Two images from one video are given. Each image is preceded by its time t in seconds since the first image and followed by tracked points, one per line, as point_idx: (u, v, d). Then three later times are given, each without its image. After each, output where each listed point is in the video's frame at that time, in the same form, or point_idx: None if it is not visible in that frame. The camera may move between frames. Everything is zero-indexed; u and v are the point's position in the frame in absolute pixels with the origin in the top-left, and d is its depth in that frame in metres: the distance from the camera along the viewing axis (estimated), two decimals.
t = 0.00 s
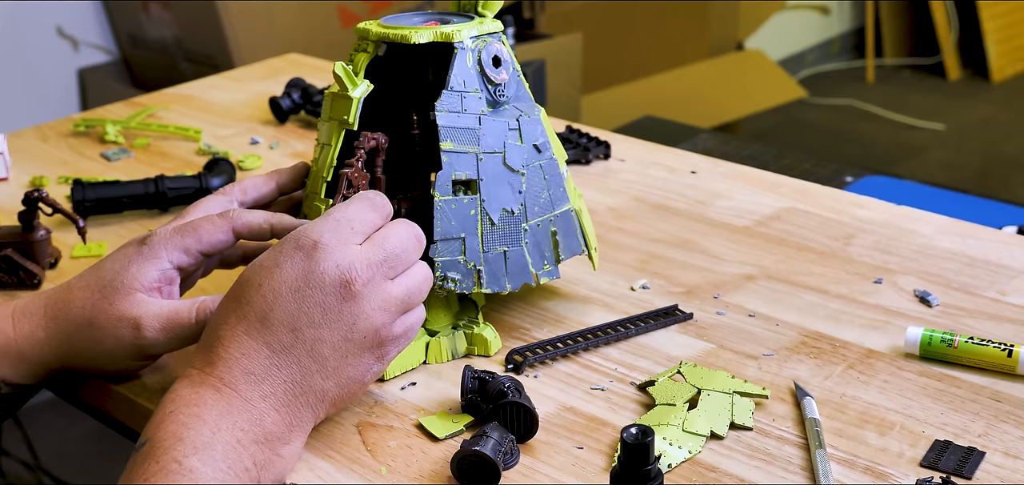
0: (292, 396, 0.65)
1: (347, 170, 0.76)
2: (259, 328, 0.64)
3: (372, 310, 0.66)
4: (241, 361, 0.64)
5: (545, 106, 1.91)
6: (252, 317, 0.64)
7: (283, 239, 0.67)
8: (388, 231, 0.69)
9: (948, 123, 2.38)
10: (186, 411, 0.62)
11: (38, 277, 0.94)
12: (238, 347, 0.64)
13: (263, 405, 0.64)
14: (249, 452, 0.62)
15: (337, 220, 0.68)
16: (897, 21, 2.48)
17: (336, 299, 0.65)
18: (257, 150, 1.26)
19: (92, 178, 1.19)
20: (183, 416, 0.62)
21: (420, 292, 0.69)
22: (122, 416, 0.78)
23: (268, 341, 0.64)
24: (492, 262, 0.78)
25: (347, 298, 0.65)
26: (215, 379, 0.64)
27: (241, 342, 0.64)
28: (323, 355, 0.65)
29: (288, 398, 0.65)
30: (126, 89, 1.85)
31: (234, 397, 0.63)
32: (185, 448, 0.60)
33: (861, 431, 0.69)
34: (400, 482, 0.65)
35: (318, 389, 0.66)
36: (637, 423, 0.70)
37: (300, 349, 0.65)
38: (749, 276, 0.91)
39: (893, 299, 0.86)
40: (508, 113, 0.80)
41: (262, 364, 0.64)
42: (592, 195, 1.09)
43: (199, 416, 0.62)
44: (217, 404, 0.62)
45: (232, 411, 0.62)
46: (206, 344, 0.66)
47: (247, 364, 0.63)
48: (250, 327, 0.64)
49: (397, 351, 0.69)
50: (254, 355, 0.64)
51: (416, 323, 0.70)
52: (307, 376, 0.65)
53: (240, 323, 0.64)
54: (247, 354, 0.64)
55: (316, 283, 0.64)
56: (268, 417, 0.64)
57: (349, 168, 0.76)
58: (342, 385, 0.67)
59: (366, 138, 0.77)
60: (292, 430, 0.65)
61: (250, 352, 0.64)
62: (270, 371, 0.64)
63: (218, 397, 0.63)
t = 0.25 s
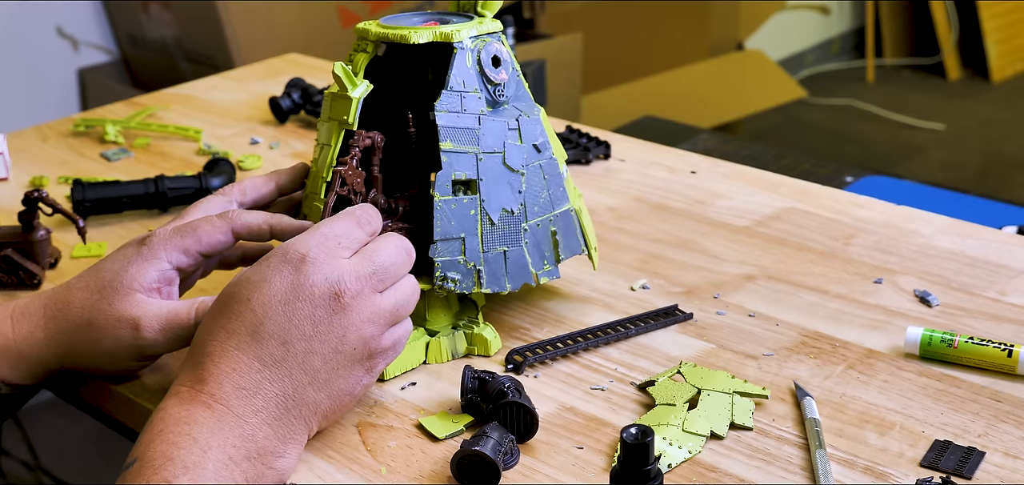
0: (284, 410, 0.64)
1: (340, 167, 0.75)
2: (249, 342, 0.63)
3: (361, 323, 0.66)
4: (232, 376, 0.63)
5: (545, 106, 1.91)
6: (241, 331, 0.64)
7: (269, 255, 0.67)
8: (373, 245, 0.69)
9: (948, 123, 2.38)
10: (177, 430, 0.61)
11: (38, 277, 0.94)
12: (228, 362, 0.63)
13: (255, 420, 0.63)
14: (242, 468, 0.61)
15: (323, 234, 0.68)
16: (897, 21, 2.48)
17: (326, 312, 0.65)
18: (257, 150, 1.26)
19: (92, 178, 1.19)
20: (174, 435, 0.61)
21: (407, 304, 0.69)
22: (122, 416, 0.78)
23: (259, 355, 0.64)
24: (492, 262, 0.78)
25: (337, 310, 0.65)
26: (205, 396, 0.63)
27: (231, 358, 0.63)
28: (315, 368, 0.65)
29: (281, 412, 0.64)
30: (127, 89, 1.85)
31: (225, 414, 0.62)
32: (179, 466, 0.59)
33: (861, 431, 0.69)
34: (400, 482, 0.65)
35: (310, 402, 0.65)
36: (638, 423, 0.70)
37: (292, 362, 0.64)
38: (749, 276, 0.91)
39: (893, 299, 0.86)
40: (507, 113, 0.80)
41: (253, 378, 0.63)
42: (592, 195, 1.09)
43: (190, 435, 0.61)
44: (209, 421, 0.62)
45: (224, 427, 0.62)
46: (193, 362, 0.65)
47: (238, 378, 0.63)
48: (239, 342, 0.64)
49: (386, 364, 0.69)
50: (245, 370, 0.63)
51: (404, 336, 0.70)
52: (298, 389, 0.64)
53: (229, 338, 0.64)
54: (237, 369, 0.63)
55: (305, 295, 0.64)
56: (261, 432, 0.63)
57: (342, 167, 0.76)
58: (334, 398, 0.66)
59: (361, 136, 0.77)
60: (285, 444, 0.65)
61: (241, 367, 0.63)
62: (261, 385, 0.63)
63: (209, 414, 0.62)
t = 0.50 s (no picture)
0: (277, 410, 0.64)
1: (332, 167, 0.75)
2: (240, 343, 0.63)
3: (353, 322, 0.66)
4: (223, 377, 0.63)
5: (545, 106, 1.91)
6: (232, 332, 0.64)
7: (262, 256, 0.67)
8: (365, 244, 0.69)
9: (948, 123, 2.38)
10: (169, 432, 0.61)
11: (38, 277, 0.94)
12: (219, 363, 0.63)
13: (247, 421, 0.63)
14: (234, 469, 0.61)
15: (314, 235, 0.67)
16: (897, 21, 2.48)
17: (316, 311, 0.64)
18: (257, 150, 1.26)
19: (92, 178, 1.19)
20: (166, 437, 0.61)
21: (399, 304, 0.69)
22: (122, 416, 0.78)
23: (250, 355, 0.63)
24: (492, 262, 0.78)
25: (327, 310, 0.65)
26: (198, 398, 0.63)
27: (222, 359, 0.63)
28: (307, 368, 0.64)
29: (274, 412, 0.64)
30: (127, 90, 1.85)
31: (217, 415, 0.62)
32: (171, 468, 0.59)
33: (861, 431, 0.69)
34: (400, 482, 0.65)
35: (303, 402, 0.65)
36: (637, 423, 0.70)
37: (283, 362, 0.64)
38: (749, 276, 0.91)
39: (893, 299, 0.86)
40: (507, 113, 0.80)
41: (244, 379, 0.63)
42: (592, 195, 1.09)
43: (183, 437, 0.61)
44: (200, 422, 0.62)
45: (216, 428, 0.62)
46: (187, 363, 0.65)
47: (229, 379, 0.63)
48: (231, 343, 0.64)
49: (381, 363, 0.69)
50: (237, 372, 0.63)
51: (398, 336, 0.70)
52: (290, 389, 0.64)
53: (220, 340, 0.64)
54: (228, 370, 0.63)
55: (295, 295, 0.64)
56: (253, 432, 0.63)
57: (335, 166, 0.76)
58: (327, 397, 0.66)
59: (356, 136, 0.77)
60: (279, 445, 0.64)
61: (232, 368, 0.63)
62: (252, 386, 0.63)
63: (201, 415, 0.62)
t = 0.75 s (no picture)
0: (273, 409, 0.64)
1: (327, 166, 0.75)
2: (235, 344, 0.64)
3: (348, 322, 0.66)
4: (219, 378, 0.63)
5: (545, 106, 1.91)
6: (227, 333, 0.64)
7: (256, 257, 0.67)
8: (359, 245, 0.69)
9: (948, 123, 2.38)
10: (165, 433, 0.61)
11: (38, 277, 0.94)
12: (215, 363, 0.63)
13: (243, 421, 0.63)
14: (231, 468, 0.61)
15: (308, 234, 0.67)
16: (897, 21, 2.48)
17: (311, 311, 0.65)
18: (257, 150, 1.26)
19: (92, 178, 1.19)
20: (162, 438, 0.61)
21: (393, 304, 0.69)
22: (121, 416, 0.78)
23: (245, 355, 0.63)
24: (492, 262, 0.78)
25: (322, 310, 0.65)
26: (193, 398, 0.63)
27: (218, 359, 0.63)
28: (302, 367, 0.65)
29: (269, 411, 0.64)
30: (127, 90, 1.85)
31: (213, 415, 0.62)
32: (167, 468, 0.59)
33: (861, 431, 0.69)
34: (400, 482, 0.65)
35: (299, 401, 0.65)
36: (637, 423, 0.70)
37: (279, 362, 0.64)
38: (749, 276, 0.91)
39: (893, 299, 0.86)
40: (507, 113, 0.80)
41: (241, 379, 0.63)
42: (592, 195, 1.09)
43: (179, 437, 0.61)
44: (197, 423, 0.62)
45: (212, 428, 0.62)
46: (182, 365, 0.65)
47: (225, 380, 0.63)
48: (226, 343, 0.64)
49: (376, 364, 0.69)
50: (233, 372, 0.63)
51: (392, 336, 0.70)
52: (286, 389, 0.64)
53: (216, 340, 0.64)
54: (224, 370, 0.63)
55: (290, 295, 0.64)
56: (250, 432, 0.63)
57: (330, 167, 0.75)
58: (323, 397, 0.66)
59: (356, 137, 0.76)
60: (276, 444, 0.65)
61: (228, 368, 0.63)
62: (248, 386, 0.63)
63: (197, 415, 0.62)
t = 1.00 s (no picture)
0: (272, 408, 0.64)
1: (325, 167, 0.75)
2: (235, 342, 0.64)
3: (348, 321, 0.66)
4: (218, 376, 0.63)
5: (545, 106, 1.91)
6: (227, 331, 0.64)
7: (257, 257, 0.67)
8: (360, 245, 0.69)
9: (948, 123, 2.38)
10: (165, 431, 0.61)
11: (38, 278, 0.94)
12: (215, 361, 0.63)
13: (242, 419, 0.63)
14: (230, 466, 0.61)
15: (309, 234, 0.67)
16: (897, 21, 2.49)
17: (311, 310, 0.65)
18: (257, 150, 1.26)
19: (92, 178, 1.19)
20: (162, 436, 0.61)
21: (392, 305, 0.69)
22: (121, 416, 0.78)
23: (245, 354, 0.63)
24: (492, 262, 0.78)
25: (322, 309, 0.65)
26: (193, 396, 0.63)
27: (217, 358, 0.63)
28: (302, 366, 0.65)
29: (269, 410, 0.64)
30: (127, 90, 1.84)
31: (212, 413, 0.62)
32: (166, 467, 0.59)
33: (861, 431, 0.69)
34: (400, 482, 0.65)
35: (299, 400, 0.65)
36: (638, 423, 0.70)
37: (278, 361, 0.64)
38: (749, 276, 0.91)
39: (893, 299, 0.86)
40: (507, 113, 0.80)
41: (240, 378, 0.63)
42: (592, 195, 1.09)
43: (178, 436, 0.61)
44: (196, 421, 0.62)
45: (211, 427, 0.62)
46: (182, 363, 0.65)
47: (224, 378, 0.63)
48: (226, 342, 0.64)
49: (376, 364, 0.69)
50: (232, 370, 0.63)
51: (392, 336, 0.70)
52: (285, 388, 0.64)
53: (216, 339, 0.64)
54: (224, 369, 0.63)
55: (290, 294, 0.64)
56: (249, 430, 0.63)
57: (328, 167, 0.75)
58: (323, 396, 0.66)
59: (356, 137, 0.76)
60: (275, 442, 0.65)
61: (227, 366, 0.63)
62: (247, 384, 0.63)
63: (196, 414, 0.62)
